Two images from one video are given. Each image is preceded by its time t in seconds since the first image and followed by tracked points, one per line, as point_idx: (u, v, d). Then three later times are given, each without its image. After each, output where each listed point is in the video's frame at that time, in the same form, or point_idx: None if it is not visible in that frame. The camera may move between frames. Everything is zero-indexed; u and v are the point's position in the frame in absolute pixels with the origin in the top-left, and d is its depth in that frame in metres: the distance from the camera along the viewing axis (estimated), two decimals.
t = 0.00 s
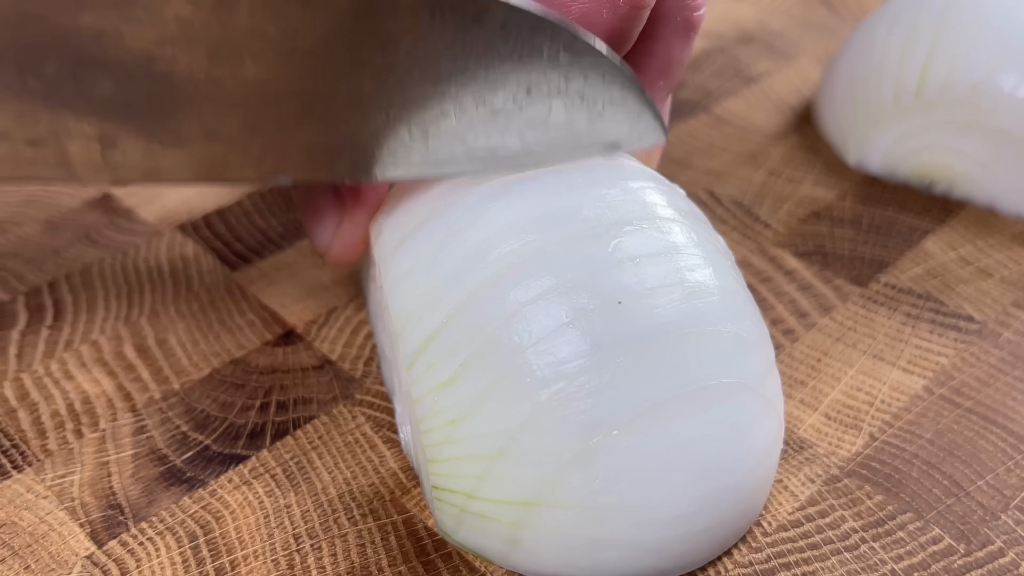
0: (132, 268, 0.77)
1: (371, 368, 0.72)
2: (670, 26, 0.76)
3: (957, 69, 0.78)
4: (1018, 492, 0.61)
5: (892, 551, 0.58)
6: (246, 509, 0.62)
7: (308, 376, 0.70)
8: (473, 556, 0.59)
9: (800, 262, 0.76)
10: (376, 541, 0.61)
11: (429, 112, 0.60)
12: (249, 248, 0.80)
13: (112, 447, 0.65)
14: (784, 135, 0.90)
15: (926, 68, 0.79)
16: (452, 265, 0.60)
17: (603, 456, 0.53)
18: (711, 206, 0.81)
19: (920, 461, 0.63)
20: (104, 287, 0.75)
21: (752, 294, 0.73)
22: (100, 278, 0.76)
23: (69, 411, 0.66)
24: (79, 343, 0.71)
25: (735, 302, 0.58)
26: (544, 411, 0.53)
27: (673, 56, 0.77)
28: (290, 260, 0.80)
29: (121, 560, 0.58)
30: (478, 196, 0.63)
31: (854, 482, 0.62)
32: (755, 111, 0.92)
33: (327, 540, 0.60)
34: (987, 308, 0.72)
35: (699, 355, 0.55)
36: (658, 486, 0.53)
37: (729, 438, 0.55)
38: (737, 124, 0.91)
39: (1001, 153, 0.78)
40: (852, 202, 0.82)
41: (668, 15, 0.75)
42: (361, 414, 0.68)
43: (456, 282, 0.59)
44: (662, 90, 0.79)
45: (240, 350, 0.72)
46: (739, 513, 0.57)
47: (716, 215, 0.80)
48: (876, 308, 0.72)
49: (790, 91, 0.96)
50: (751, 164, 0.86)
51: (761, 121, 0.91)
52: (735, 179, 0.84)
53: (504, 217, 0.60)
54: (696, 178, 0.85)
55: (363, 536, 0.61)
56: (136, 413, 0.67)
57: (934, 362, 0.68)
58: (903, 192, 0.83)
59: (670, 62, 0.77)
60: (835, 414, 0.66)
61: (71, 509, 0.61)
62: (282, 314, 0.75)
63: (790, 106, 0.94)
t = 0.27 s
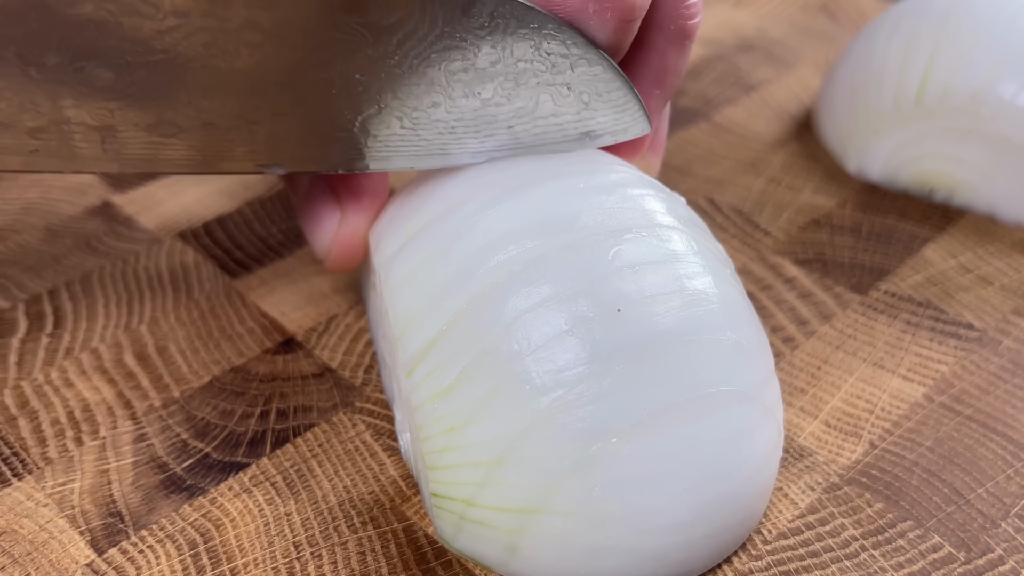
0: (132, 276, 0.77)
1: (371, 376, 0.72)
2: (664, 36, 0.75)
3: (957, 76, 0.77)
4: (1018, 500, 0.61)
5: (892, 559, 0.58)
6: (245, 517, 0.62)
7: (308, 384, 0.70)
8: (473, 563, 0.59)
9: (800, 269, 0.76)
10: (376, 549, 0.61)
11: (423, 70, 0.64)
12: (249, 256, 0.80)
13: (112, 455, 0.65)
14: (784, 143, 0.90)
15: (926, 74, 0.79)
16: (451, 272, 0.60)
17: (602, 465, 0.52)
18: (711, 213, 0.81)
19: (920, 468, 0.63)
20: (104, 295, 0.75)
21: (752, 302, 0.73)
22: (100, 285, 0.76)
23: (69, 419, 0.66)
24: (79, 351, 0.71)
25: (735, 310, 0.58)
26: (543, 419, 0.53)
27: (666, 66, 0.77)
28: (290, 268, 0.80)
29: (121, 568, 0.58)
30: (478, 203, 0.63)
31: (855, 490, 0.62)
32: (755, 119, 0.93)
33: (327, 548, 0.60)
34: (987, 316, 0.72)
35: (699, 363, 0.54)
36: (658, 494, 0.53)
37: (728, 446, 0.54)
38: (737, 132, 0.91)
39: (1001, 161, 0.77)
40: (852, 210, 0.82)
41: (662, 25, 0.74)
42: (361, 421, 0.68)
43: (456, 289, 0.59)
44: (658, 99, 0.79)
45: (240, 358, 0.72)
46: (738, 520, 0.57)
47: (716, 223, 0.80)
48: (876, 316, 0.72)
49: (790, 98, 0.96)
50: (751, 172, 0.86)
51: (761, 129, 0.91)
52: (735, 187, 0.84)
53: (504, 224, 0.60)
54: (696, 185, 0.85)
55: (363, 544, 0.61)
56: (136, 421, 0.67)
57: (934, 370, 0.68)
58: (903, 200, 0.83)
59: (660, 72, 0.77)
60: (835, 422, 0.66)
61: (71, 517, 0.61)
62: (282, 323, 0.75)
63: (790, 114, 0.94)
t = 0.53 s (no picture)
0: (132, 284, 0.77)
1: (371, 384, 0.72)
2: (662, 39, 0.75)
3: (957, 85, 0.77)
4: (1018, 508, 0.61)
5: (892, 567, 0.58)
6: (245, 525, 0.62)
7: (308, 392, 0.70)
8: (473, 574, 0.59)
9: (801, 278, 0.76)
10: (376, 557, 0.61)
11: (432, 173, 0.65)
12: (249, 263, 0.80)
13: (112, 463, 0.65)
14: (784, 151, 0.90)
15: (926, 83, 0.79)
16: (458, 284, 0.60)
17: (607, 481, 0.53)
18: (711, 221, 0.81)
19: (920, 476, 0.63)
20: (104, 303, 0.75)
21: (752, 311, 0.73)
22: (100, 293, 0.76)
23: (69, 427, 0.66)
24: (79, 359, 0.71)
25: (742, 328, 0.58)
26: (549, 434, 0.53)
27: (662, 70, 0.77)
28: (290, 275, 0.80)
29: None
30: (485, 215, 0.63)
31: (855, 498, 0.62)
32: (755, 127, 0.93)
33: (326, 556, 0.60)
34: (987, 324, 0.72)
35: (706, 381, 0.55)
36: (660, 511, 0.53)
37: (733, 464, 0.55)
38: (736, 139, 0.91)
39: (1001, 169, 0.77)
40: (852, 218, 0.82)
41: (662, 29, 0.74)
42: (361, 429, 0.69)
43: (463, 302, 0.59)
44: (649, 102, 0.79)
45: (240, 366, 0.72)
46: (739, 534, 0.57)
47: (716, 231, 0.80)
48: (876, 324, 0.72)
49: (790, 106, 0.96)
50: (751, 180, 0.86)
51: (761, 137, 0.91)
52: (735, 195, 0.84)
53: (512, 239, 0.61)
54: (696, 193, 0.85)
55: (363, 552, 0.61)
56: (136, 429, 0.67)
57: (935, 378, 0.68)
58: (903, 208, 0.83)
59: (656, 78, 0.77)
60: (835, 430, 0.66)
61: (72, 525, 0.61)
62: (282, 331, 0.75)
63: (791, 122, 0.94)
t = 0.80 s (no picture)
0: (132, 290, 0.77)
1: (371, 391, 0.72)
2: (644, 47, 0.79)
3: (957, 91, 0.77)
4: (1018, 515, 0.61)
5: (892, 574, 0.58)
6: (246, 532, 0.62)
7: (308, 399, 0.70)
8: None
9: (801, 284, 0.76)
10: (376, 563, 0.61)
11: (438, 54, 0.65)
12: (250, 271, 0.80)
13: (112, 470, 0.65)
14: (784, 158, 0.90)
15: (926, 90, 0.79)
16: (451, 287, 0.61)
17: (595, 482, 0.52)
18: (711, 228, 0.81)
19: (920, 483, 0.63)
20: (104, 309, 0.75)
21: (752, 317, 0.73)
22: (100, 300, 0.76)
23: (69, 433, 0.66)
24: (80, 366, 0.71)
25: (736, 331, 0.58)
26: (538, 434, 0.53)
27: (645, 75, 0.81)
28: (291, 282, 0.80)
29: None
30: (480, 219, 0.64)
31: (855, 505, 0.62)
32: (755, 134, 0.93)
33: (326, 563, 0.60)
34: (987, 331, 0.72)
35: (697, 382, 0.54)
36: (649, 513, 0.53)
37: (726, 466, 0.54)
38: (736, 147, 0.91)
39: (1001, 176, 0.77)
40: (852, 225, 0.82)
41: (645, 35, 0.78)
42: (362, 436, 0.68)
43: (455, 304, 0.60)
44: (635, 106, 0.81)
45: (241, 372, 0.72)
46: (734, 541, 0.56)
47: (716, 238, 0.80)
48: (876, 331, 0.72)
49: (790, 114, 0.96)
50: (751, 187, 0.86)
51: (761, 144, 0.91)
52: (735, 202, 0.84)
53: (505, 240, 0.61)
54: (696, 200, 0.85)
55: (363, 558, 0.61)
56: (136, 436, 0.67)
57: (935, 386, 0.68)
58: (903, 215, 0.83)
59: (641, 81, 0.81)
60: (835, 437, 0.66)
61: (72, 532, 0.61)
62: (282, 338, 0.75)
63: (790, 129, 0.94)
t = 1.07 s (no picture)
0: (132, 298, 0.77)
1: (371, 399, 0.72)
2: (636, 61, 0.80)
3: (957, 99, 0.77)
4: (1018, 522, 0.61)
5: None
6: (246, 540, 0.62)
7: (308, 407, 0.70)
8: None
9: (801, 292, 0.76)
10: (376, 572, 0.61)
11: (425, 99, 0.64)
12: (249, 279, 0.80)
13: (112, 478, 0.65)
14: (783, 166, 0.90)
15: (926, 96, 0.79)
16: (451, 294, 0.61)
17: (596, 490, 0.52)
18: (711, 236, 0.81)
19: (920, 491, 0.63)
20: (104, 317, 0.75)
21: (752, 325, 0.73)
22: (99, 308, 0.76)
23: (69, 441, 0.66)
24: (79, 374, 0.71)
25: (736, 339, 0.59)
26: (538, 442, 0.53)
27: (634, 90, 0.82)
28: (291, 290, 0.80)
29: None
30: (480, 225, 0.64)
31: (855, 513, 0.62)
32: (755, 142, 0.93)
33: (326, 571, 0.60)
34: (987, 339, 0.72)
35: (698, 389, 0.55)
36: (650, 520, 0.53)
37: (726, 473, 0.54)
38: (736, 154, 0.91)
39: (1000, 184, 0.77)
40: (852, 233, 0.82)
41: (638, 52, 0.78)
42: (361, 444, 0.69)
43: (455, 311, 0.60)
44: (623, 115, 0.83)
45: (241, 380, 0.72)
46: (733, 549, 0.56)
47: (716, 246, 0.80)
48: (876, 339, 0.72)
49: (790, 121, 0.96)
50: (751, 195, 0.86)
51: (761, 152, 0.91)
52: (735, 210, 0.84)
53: (505, 247, 0.61)
54: (696, 208, 0.85)
55: (363, 566, 0.61)
56: (136, 443, 0.67)
57: (935, 394, 0.68)
58: (903, 222, 0.83)
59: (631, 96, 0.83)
60: (835, 445, 0.66)
61: (72, 540, 0.61)
62: (282, 346, 0.75)
63: (790, 136, 0.94)
